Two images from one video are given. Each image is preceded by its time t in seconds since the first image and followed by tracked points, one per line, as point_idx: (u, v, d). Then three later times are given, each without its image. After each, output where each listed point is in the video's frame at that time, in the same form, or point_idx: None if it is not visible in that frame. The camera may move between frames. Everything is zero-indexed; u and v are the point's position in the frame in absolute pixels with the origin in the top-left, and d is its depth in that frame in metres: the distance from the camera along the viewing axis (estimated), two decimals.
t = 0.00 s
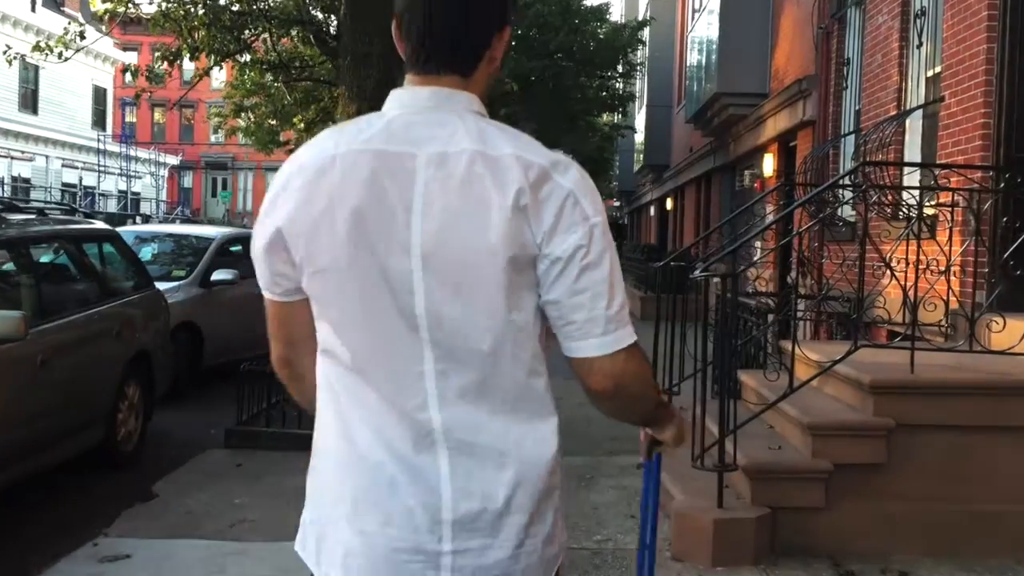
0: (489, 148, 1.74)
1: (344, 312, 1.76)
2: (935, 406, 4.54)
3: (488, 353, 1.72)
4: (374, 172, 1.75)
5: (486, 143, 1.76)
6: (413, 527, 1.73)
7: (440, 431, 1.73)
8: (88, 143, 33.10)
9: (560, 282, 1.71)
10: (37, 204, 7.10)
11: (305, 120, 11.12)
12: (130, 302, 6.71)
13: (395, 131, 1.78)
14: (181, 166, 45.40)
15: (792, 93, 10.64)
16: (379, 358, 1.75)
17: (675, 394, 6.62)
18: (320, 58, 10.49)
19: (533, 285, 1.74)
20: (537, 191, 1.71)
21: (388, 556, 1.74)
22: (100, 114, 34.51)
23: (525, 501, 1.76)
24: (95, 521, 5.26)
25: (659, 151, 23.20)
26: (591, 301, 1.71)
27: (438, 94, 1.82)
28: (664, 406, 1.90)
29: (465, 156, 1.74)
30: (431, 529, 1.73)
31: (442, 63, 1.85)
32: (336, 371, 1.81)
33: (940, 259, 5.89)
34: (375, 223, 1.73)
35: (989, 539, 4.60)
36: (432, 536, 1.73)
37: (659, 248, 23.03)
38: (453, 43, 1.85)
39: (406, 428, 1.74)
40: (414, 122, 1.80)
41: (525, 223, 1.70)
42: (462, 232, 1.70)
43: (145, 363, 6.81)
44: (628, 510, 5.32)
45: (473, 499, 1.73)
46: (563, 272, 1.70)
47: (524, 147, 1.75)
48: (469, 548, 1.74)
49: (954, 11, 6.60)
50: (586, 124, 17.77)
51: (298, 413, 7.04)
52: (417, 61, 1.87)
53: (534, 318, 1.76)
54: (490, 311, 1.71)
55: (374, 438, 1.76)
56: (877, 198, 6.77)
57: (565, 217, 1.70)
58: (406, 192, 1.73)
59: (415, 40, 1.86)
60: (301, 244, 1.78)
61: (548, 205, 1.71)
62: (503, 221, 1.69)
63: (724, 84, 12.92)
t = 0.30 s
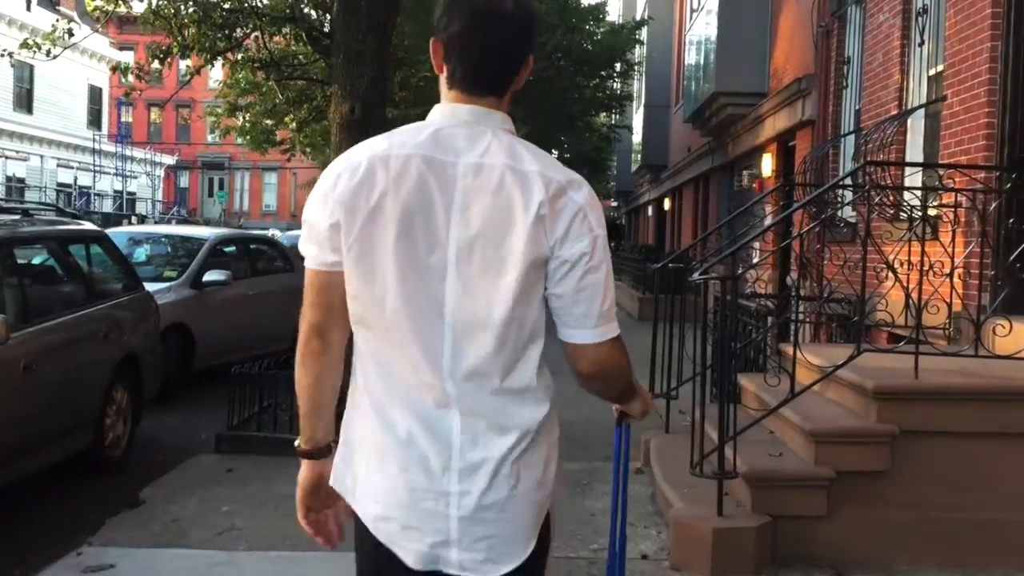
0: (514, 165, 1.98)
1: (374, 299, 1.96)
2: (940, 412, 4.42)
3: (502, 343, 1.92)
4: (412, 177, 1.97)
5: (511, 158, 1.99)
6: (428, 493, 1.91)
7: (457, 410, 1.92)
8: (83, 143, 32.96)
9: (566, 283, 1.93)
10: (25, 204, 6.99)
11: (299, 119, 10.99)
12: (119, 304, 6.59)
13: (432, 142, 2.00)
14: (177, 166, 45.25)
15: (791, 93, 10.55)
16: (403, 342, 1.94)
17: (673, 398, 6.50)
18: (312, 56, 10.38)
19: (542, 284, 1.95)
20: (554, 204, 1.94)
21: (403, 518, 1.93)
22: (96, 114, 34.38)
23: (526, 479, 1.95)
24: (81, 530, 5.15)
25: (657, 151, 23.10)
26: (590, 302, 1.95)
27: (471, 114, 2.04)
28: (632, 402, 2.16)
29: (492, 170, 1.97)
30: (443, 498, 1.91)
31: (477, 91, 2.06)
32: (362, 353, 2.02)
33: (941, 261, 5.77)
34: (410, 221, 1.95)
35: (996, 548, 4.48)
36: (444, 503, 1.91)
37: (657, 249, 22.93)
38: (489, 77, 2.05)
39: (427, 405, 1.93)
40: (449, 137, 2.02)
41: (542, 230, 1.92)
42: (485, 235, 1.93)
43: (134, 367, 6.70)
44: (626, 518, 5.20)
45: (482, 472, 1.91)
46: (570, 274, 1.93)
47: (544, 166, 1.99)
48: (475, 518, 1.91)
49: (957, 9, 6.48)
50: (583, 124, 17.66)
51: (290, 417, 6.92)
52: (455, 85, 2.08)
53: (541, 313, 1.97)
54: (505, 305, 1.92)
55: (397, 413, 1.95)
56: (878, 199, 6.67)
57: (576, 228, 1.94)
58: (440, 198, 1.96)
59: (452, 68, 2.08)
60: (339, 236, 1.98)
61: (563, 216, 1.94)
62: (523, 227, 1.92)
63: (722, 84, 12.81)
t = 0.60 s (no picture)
0: (510, 182, 2.17)
1: (386, 304, 2.15)
2: (946, 416, 4.35)
3: (501, 341, 2.12)
4: (420, 194, 2.15)
5: (507, 177, 2.19)
6: (435, 474, 2.12)
7: (460, 401, 2.12)
8: (80, 142, 32.83)
9: (557, 286, 2.13)
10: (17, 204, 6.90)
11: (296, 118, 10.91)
12: (113, 305, 6.51)
13: (436, 165, 2.20)
14: (174, 167, 45.14)
15: (791, 93, 10.48)
16: (411, 342, 2.13)
17: (674, 401, 6.42)
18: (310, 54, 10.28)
19: (535, 288, 2.14)
20: (546, 215, 2.13)
21: (413, 497, 2.14)
22: (93, 114, 34.24)
23: (523, 462, 2.14)
24: (73, 535, 5.06)
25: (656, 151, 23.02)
26: (578, 303, 2.15)
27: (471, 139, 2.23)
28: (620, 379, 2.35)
29: (490, 187, 2.16)
30: (447, 479, 2.12)
31: (475, 118, 2.24)
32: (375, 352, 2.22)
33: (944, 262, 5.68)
34: (418, 233, 2.13)
35: (1002, 553, 4.41)
36: (449, 483, 2.11)
37: (655, 250, 22.86)
38: (486, 107, 2.24)
39: (433, 397, 2.13)
40: (451, 159, 2.21)
41: (535, 240, 2.11)
42: (484, 245, 2.12)
43: (128, 369, 6.61)
44: (626, 523, 5.12)
45: (483, 456, 2.11)
46: (560, 278, 2.12)
47: (536, 183, 2.18)
48: (477, 498, 2.10)
49: (961, 8, 6.41)
50: (581, 125, 17.58)
51: (285, 419, 6.84)
52: (452, 115, 2.26)
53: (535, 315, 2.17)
54: (503, 308, 2.11)
55: (406, 404, 2.15)
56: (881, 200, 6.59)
57: (563, 237, 2.13)
58: (444, 214, 2.14)
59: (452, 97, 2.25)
60: (353, 247, 2.17)
61: (554, 226, 2.13)
62: (518, 238, 2.11)
63: (721, 84, 12.73)
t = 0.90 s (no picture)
0: (504, 184, 2.51)
1: (404, 293, 2.50)
2: (963, 420, 4.26)
3: (502, 321, 2.47)
4: (427, 198, 2.49)
5: (502, 179, 2.52)
6: (449, 439, 2.47)
7: (469, 374, 2.48)
8: (77, 143, 32.75)
9: (548, 273, 2.47)
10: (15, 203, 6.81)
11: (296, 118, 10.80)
12: (112, 305, 6.42)
13: (440, 170, 2.54)
14: (172, 169, 44.99)
15: (796, 93, 10.40)
16: (426, 326, 2.48)
17: (681, 405, 6.33)
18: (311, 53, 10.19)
19: (529, 275, 2.48)
20: (536, 212, 2.47)
21: (431, 459, 2.48)
22: (91, 114, 34.11)
23: (524, 425, 2.50)
24: (71, 539, 4.98)
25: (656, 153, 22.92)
26: (567, 286, 2.49)
27: (470, 146, 2.56)
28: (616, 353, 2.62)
29: (487, 188, 2.49)
30: (459, 441, 2.47)
31: (472, 127, 2.56)
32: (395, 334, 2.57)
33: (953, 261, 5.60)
34: (429, 231, 2.47)
35: (1018, 558, 4.32)
36: (461, 445, 2.47)
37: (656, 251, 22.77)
38: (482, 116, 2.57)
39: (445, 372, 2.48)
40: (453, 165, 2.54)
41: (528, 233, 2.46)
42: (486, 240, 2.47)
43: (126, 370, 6.53)
44: (633, 527, 5.04)
45: (490, 422, 2.47)
46: (550, 266, 2.46)
47: (527, 182, 2.52)
48: (487, 455, 2.47)
49: (971, 5, 6.33)
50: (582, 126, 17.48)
51: (285, 420, 6.74)
52: (455, 126, 2.59)
53: (530, 298, 2.53)
54: (503, 295, 2.46)
55: (422, 381, 2.50)
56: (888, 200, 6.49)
57: (550, 229, 2.48)
58: (450, 214, 2.48)
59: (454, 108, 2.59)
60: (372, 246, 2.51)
61: (543, 221, 2.48)
62: (513, 232, 2.45)
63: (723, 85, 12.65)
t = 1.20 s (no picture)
0: (533, 205, 2.68)
1: (437, 302, 2.70)
2: (979, 425, 4.19)
3: (524, 332, 2.63)
4: (462, 215, 2.68)
5: (532, 201, 2.69)
6: (472, 438, 2.65)
7: (491, 379, 2.64)
8: (74, 140, 32.64)
9: (569, 289, 2.63)
10: (10, 203, 6.69)
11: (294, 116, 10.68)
12: (109, 306, 6.32)
13: (476, 191, 2.72)
14: (168, 165, 44.79)
15: (799, 90, 10.31)
16: (455, 332, 2.66)
17: (686, 407, 6.25)
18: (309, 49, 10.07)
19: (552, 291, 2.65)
20: (560, 232, 2.64)
21: (455, 456, 2.66)
22: (86, 111, 33.92)
23: (543, 430, 2.66)
24: (68, 546, 4.88)
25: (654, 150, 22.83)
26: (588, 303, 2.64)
27: (506, 168, 2.74)
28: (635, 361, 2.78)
29: (518, 209, 2.67)
30: (481, 441, 2.64)
31: (510, 153, 2.73)
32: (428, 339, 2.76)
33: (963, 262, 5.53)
34: (461, 246, 2.66)
35: None
36: (482, 444, 2.64)
37: (654, 249, 22.70)
38: (519, 142, 2.75)
39: (470, 376, 2.65)
40: (488, 186, 2.72)
41: (551, 251, 2.62)
42: (513, 256, 2.63)
43: (125, 372, 6.44)
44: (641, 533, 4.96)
45: (510, 423, 2.64)
46: (571, 284, 2.62)
47: (554, 205, 2.68)
48: (505, 454, 2.65)
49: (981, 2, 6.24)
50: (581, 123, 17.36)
51: (286, 422, 6.65)
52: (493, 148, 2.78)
53: (552, 312, 2.69)
54: (526, 307, 2.63)
55: (449, 384, 2.68)
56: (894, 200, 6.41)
57: (573, 249, 2.64)
58: (481, 231, 2.67)
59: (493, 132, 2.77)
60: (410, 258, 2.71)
61: (566, 241, 2.64)
62: (537, 250, 2.62)
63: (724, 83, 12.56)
